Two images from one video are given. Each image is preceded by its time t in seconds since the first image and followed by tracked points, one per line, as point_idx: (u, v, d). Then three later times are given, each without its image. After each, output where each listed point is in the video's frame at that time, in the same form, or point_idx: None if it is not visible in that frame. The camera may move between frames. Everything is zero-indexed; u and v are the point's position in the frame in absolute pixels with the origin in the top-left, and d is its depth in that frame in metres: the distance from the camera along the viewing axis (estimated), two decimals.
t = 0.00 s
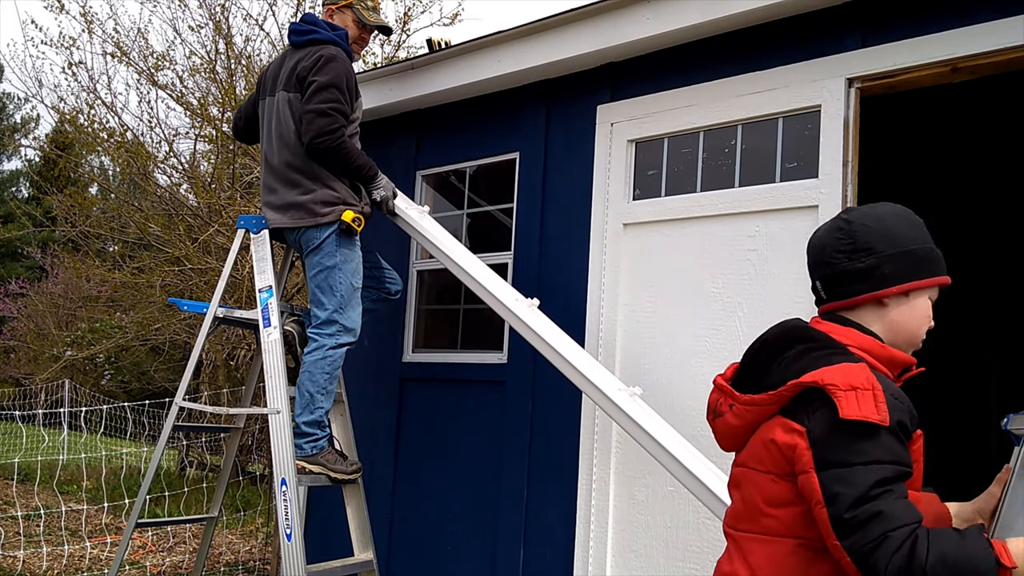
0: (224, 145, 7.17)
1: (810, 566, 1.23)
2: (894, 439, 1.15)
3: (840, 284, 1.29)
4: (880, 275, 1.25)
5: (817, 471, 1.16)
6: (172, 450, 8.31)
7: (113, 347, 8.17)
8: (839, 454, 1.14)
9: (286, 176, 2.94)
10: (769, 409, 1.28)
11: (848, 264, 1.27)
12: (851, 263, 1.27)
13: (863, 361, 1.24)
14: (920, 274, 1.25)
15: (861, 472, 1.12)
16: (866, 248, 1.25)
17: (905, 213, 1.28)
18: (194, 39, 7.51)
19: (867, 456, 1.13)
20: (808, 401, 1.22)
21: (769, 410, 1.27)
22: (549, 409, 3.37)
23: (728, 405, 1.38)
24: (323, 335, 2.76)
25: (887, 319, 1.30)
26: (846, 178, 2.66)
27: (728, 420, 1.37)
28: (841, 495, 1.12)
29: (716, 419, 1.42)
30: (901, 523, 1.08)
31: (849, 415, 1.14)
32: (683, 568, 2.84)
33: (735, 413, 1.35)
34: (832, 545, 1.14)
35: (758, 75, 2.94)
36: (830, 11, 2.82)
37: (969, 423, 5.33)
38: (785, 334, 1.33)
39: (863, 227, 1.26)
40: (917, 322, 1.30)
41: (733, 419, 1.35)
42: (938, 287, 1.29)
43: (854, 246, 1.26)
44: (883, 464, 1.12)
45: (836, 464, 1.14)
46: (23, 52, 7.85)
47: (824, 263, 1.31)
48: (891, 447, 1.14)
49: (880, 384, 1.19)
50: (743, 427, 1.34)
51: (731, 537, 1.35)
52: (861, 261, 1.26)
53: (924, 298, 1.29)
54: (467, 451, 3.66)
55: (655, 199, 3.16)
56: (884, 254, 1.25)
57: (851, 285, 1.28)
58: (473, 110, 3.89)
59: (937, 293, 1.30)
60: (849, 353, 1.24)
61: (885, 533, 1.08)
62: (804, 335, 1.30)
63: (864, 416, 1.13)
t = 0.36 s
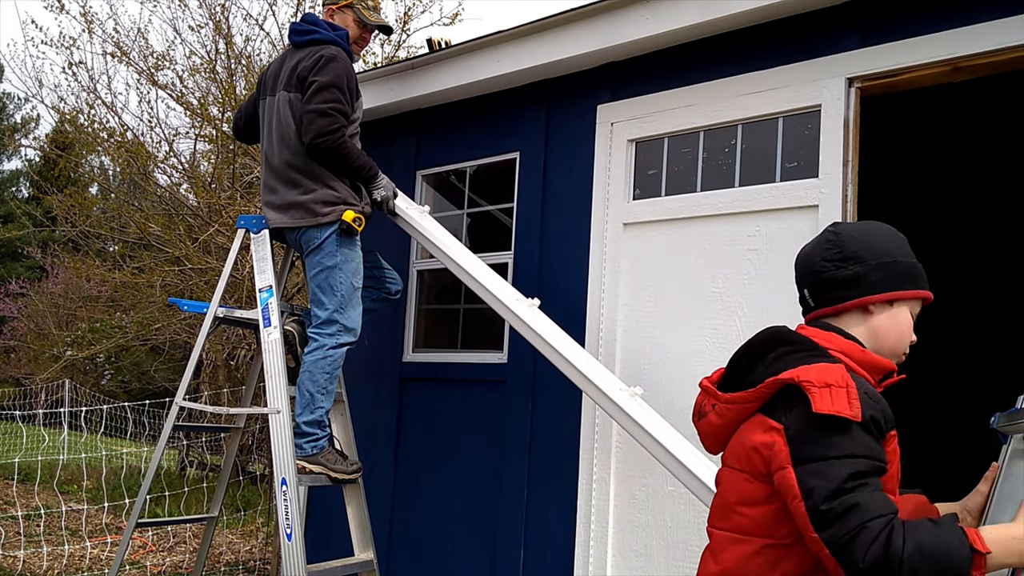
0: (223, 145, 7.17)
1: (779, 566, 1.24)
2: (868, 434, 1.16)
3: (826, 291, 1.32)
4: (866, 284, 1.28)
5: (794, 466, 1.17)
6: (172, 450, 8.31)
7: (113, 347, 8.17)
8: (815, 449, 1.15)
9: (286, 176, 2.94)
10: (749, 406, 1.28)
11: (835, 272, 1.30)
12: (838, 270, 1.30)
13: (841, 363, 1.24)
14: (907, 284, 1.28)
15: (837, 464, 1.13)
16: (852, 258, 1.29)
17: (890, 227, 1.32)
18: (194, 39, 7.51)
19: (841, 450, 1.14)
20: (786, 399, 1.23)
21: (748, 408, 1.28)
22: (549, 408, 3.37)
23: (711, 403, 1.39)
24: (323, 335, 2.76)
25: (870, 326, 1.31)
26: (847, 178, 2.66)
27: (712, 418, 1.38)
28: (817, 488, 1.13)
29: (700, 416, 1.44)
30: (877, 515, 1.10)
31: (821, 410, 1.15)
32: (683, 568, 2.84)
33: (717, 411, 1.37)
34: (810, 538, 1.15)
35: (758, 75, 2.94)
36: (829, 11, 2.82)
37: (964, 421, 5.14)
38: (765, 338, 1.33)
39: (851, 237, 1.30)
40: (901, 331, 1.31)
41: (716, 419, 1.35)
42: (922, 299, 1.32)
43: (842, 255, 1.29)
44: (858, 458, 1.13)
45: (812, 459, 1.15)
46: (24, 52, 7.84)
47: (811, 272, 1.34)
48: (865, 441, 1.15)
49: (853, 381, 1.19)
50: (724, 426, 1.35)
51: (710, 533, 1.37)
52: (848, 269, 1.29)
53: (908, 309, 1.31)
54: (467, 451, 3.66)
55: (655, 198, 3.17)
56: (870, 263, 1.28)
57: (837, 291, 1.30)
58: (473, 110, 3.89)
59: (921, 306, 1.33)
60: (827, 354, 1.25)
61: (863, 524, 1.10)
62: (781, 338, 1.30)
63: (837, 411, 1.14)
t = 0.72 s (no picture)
0: (223, 144, 7.17)
1: (767, 561, 1.25)
2: (865, 442, 1.14)
3: (871, 312, 1.29)
4: (911, 313, 1.25)
5: (793, 465, 1.16)
6: (172, 450, 8.31)
7: (113, 347, 8.16)
8: (812, 451, 1.15)
9: (286, 175, 2.94)
10: (755, 402, 1.29)
11: (884, 295, 1.27)
12: (889, 295, 1.26)
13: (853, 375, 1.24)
14: (955, 321, 1.25)
15: (831, 466, 1.12)
16: (906, 284, 1.25)
17: (950, 258, 1.27)
18: (194, 39, 7.51)
19: (838, 454, 1.13)
20: (792, 400, 1.23)
21: (755, 403, 1.29)
22: (548, 407, 3.37)
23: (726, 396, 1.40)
24: (323, 335, 2.76)
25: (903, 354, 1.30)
26: (846, 177, 2.66)
27: (722, 411, 1.39)
28: (813, 489, 1.13)
29: (716, 407, 1.45)
30: (869, 514, 1.09)
31: (818, 411, 1.15)
32: (683, 567, 2.84)
33: (728, 404, 1.37)
34: (805, 538, 1.14)
35: (758, 74, 2.94)
36: (829, 11, 2.82)
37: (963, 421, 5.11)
38: (786, 340, 1.33)
39: (909, 263, 1.25)
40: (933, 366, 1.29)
41: (726, 410, 1.36)
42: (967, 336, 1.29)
43: (895, 280, 1.26)
44: (854, 461, 1.12)
45: (810, 460, 1.15)
46: (23, 51, 7.84)
47: (861, 290, 1.31)
48: (861, 446, 1.14)
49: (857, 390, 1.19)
50: (733, 421, 1.35)
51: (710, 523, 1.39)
52: (898, 296, 1.26)
53: (948, 345, 1.28)
54: (467, 450, 3.66)
55: (655, 198, 3.16)
56: (922, 293, 1.24)
57: (883, 316, 1.28)
58: (473, 110, 3.89)
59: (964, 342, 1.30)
60: (840, 363, 1.25)
61: (854, 523, 1.09)
62: (801, 341, 1.30)
63: (833, 415, 1.13)
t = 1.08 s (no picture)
0: (223, 144, 7.17)
1: (746, 539, 1.29)
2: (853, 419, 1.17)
3: (863, 310, 1.33)
4: (902, 312, 1.28)
5: (783, 442, 1.18)
6: (172, 449, 8.31)
7: (113, 346, 8.17)
8: (799, 428, 1.17)
9: (286, 175, 2.94)
10: (749, 385, 1.31)
11: (877, 294, 1.30)
12: (881, 294, 1.30)
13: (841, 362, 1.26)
14: (944, 325, 1.28)
15: (818, 442, 1.14)
16: (899, 285, 1.28)
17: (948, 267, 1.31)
18: (194, 39, 7.50)
19: (826, 430, 1.15)
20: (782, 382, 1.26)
21: (749, 386, 1.31)
22: (548, 407, 3.37)
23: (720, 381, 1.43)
24: (323, 335, 2.76)
25: (891, 353, 1.32)
26: (846, 177, 2.66)
27: (715, 396, 1.41)
28: (801, 462, 1.15)
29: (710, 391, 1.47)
30: (861, 490, 1.11)
31: (806, 389, 1.17)
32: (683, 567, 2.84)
33: (721, 388, 1.40)
34: (798, 509, 1.16)
35: (758, 74, 2.94)
36: (829, 11, 2.82)
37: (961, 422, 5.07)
38: (781, 334, 1.36)
39: (905, 266, 1.29)
40: (920, 367, 1.31)
41: (720, 395, 1.38)
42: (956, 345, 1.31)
43: (888, 280, 1.29)
44: (841, 437, 1.14)
45: (798, 436, 1.17)
46: (23, 51, 7.85)
47: (857, 290, 1.34)
48: (846, 423, 1.16)
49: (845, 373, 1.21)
50: (724, 405, 1.38)
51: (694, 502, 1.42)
52: (891, 295, 1.29)
53: (935, 349, 1.31)
54: (467, 451, 3.66)
55: (654, 198, 3.16)
56: (913, 294, 1.27)
57: (873, 313, 1.31)
58: (473, 110, 3.89)
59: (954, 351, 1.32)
60: (828, 352, 1.28)
61: (845, 498, 1.11)
62: (792, 336, 1.34)
63: (818, 392, 1.16)
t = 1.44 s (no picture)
0: (223, 144, 7.17)
1: (720, 540, 1.30)
2: (805, 416, 1.21)
3: (756, 296, 1.39)
4: (791, 279, 1.35)
5: (742, 446, 1.22)
6: (172, 449, 8.31)
7: (113, 346, 8.17)
8: (757, 430, 1.21)
9: (285, 175, 2.94)
10: (696, 393, 1.34)
11: (759, 276, 1.37)
12: (762, 275, 1.37)
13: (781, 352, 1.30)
14: (825, 270, 1.37)
15: (776, 445, 1.18)
16: (771, 260, 1.36)
17: (796, 224, 1.40)
18: (194, 39, 7.50)
19: (782, 431, 1.19)
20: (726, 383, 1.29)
21: (696, 394, 1.34)
22: (548, 407, 3.37)
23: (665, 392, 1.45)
24: (322, 335, 2.76)
25: (805, 318, 1.38)
26: (847, 178, 2.66)
27: (664, 407, 1.44)
28: (762, 467, 1.19)
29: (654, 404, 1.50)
30: (819, 491, 1.16)
31: (760, 390, 1.19)
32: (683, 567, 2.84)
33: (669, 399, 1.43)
34: (760, 514, 1.20)
35: (758, 74, 2.94)
36: (829, 11, 2.82)
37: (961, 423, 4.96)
38: (706, 341, 1.40)
39: (765, 241, 1.37)
40: (832, 317, 1.38)
41: (668, 406, 1.40)
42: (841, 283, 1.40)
43: (763, 261, 1.37)
44: (800, 437, 1.18)
45: (756, 440, 1.21)
46: (22, 51, 7.85)
47: (742, 285, 1.41)
48: (801, 420, 1.20)
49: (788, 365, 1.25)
50: (675, 413, 1.40)
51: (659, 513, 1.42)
52: (772, 271, 1.36)
53: (832, 293, 1.38)
54: (467, 451, 3.66)
55: (654, 198, 3.17)
56: (788, 260, 1.35)
57: (767, 294, 1.37)
58: (473, 110, 3.89)
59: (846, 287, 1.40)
60: (758, 344, 1.32)
61: (806, 500, 1.15)
62: (720, 339, 1.37)
63: (772, 392, 1.19)
